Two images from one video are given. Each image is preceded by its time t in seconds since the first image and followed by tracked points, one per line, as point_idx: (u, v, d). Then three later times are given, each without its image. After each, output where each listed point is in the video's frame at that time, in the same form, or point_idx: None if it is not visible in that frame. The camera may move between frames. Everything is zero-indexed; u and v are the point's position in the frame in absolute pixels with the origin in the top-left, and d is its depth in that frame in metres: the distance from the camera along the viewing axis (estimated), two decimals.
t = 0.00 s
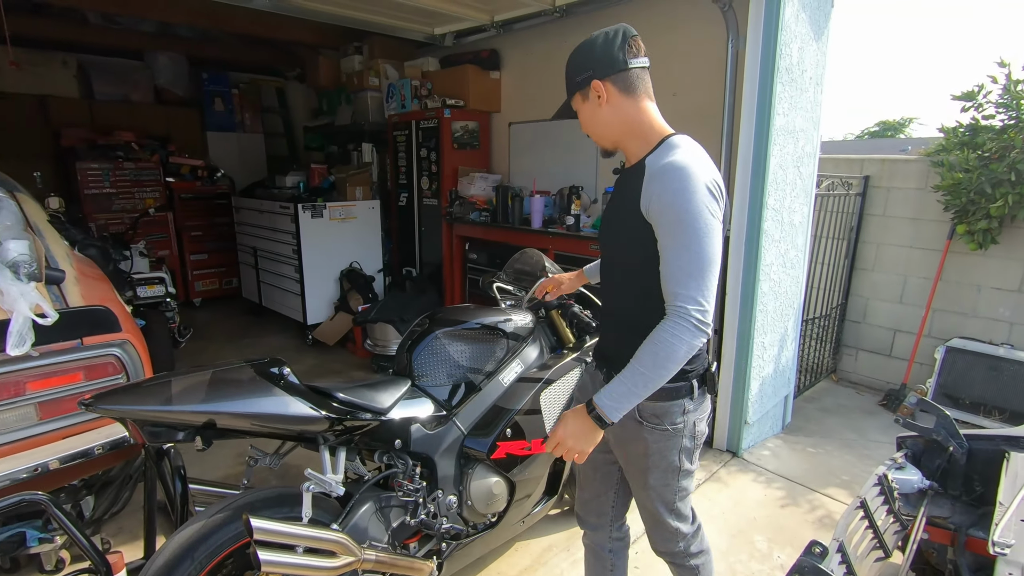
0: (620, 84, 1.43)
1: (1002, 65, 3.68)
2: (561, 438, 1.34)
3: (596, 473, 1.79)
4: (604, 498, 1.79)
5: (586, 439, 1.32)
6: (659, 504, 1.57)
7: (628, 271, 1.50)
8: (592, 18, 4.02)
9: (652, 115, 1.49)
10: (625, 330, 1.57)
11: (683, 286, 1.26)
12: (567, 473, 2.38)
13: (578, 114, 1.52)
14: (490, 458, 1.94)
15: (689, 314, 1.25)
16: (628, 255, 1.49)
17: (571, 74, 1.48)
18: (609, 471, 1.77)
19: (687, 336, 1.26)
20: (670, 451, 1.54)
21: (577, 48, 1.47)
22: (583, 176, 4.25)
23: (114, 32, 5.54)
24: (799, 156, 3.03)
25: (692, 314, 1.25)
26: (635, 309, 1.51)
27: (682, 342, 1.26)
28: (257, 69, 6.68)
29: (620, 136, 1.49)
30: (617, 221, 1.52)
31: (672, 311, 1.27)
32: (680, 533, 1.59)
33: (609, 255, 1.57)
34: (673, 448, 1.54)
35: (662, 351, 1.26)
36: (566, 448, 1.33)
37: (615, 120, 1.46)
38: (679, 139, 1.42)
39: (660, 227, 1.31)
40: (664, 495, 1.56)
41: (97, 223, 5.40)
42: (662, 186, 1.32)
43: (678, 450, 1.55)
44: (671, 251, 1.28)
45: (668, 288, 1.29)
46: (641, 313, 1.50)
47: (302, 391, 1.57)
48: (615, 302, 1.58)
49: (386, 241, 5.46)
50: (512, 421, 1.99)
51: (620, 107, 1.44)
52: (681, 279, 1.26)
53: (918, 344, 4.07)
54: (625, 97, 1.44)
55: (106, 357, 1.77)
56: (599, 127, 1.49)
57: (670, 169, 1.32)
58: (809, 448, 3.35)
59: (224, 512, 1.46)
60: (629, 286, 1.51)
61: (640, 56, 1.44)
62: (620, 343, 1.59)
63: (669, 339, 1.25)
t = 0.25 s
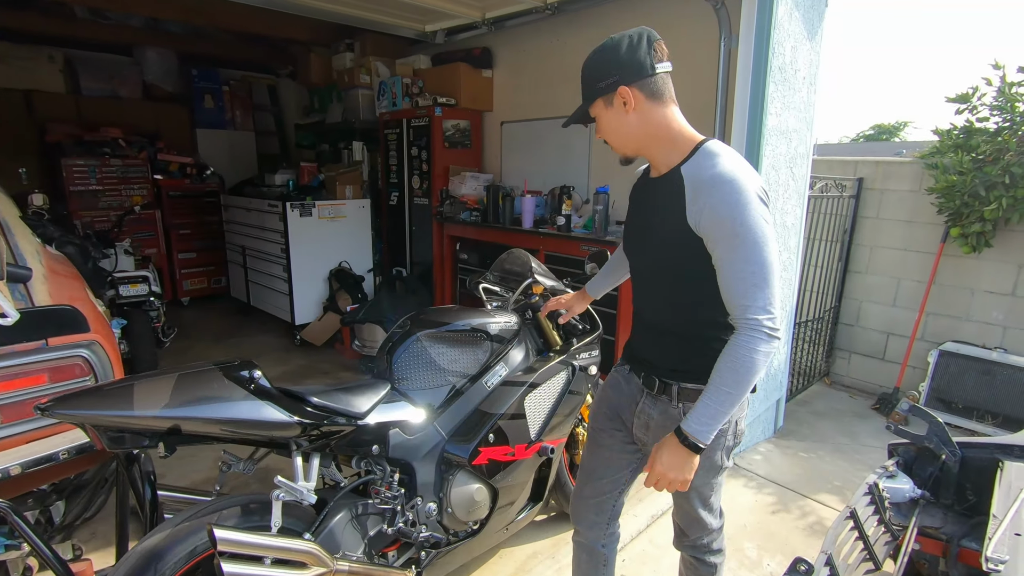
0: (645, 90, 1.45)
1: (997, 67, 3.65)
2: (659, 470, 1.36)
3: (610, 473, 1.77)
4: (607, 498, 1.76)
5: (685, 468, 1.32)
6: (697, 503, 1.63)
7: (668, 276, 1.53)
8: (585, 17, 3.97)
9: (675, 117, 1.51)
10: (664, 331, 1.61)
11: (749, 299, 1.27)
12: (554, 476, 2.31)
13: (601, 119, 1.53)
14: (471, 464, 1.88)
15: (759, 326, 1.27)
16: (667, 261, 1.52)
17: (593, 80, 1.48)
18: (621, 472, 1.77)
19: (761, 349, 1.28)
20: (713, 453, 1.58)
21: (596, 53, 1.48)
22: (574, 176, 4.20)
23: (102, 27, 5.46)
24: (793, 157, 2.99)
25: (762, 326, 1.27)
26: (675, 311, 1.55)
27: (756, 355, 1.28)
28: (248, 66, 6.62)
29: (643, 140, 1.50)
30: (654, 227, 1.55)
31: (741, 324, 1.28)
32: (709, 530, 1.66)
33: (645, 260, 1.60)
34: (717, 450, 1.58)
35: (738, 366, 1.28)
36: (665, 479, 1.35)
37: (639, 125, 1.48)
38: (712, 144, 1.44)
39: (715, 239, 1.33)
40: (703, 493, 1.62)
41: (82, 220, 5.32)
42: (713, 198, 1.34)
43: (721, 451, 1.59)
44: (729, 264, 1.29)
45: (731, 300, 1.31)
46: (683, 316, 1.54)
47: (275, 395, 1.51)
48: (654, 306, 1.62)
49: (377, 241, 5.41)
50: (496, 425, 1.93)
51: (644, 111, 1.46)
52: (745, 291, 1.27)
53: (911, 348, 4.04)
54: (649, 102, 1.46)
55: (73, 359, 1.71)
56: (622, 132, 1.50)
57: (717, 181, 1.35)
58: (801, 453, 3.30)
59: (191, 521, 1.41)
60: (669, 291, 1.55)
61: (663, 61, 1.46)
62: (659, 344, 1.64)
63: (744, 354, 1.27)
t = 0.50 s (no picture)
0: (671, 88, 1.44)
1: (991, 73, 3.62)
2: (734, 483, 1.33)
3: (608, 486, 1.73)
4: (608, 512, 1.73)
5: (758, 479, 1.31)
6: (693, 514, 1.57)
7: (675, 280, 1.49)
8: (576, 19, 3.92)
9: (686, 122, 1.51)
10: (664, 337, 1.56)
11: (792, 301, 1.25)
12: (535, 488, 2.25)
13: (621, 114, 1.44)
14: (445, 477, 1.83)
15: (805, 326, 1.25)
16: (674, 265, 1.48)
17: (621, 70, 1.40)
18: (621, 485, 1.73)
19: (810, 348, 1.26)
20: (713, 462, 1.53)
21: (619, 46, 1.42)
22: (565, 179, 4.15)
23: (91, 26, 5.42)
24: (783, 161, 2.94)
25: (809, 326, 1.25)
26: (679, 316, 1.51)
27: (806, 355, 1.26)
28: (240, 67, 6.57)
29: (663, 140, 1.45)
30: (658, 231, 1.51)
31: (787, 326, 1.27)
32: (701, 544, 1.60)
33: (648, 264, 1.56)
34: (716, 459, 1.54)
35: (791, 367, 1.27)
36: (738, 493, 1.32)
37: (662, 123, 1.44)
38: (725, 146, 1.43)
39: (748, 243, 1.31)
40: (699, 504, 1.57)
41: (69, 221, 5.26)
42: (742, 202, 1.32)
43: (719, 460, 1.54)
44: (766, 267, 1.27)
45: (771, 303, 1.29)
46: (686, 321, 1.49)
47: (235, 407, 1.46)
48: (656, 311, 1.57)
49: (367, 244, 5.36)
50: (471, 436, 1.88)
51: (670, 110, 1.44)
52: (787, 293, 1.25)
53: (904, 355, 3.99)
54: (672, 101, 1.45)
55: (32, 366, 1.64)
56: (645, 128, 1.44)
57: (741, 184, 1.33)
58: (791, 462, 3.25)
59: (145, 537, 1.35)
60: (676, 295, 1.50)
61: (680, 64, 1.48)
62: (660, 351, 1.58)
63: (795, 355, 1.26)
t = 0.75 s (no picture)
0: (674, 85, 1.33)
1: (996, 75, 3.52)
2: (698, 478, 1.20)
3: (577, 493, 1.53)
4: (568, 522, 1.52)
5: (726, 479, 1.19)
6: (677, 528, 1.44)
7: (666, 281, 1.35)
8: (571, 18, 3.87)
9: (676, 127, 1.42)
10: (654, 344, 1.42)
11: (783, 303, 1.16)
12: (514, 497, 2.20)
13: (623, 102, 1.29)
14: (413, 486, 1.78)
15: (795, 331, 1.16)
16: (666, 265, 1.34)
17: (628, 55, 1.27)
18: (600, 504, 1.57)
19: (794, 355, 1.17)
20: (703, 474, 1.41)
21: (625, 32, 1.29)
22: (559, 181, 4.09)
23: (90, 25, 5.42)
24: (778, 164, 2.86)
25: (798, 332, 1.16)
26: (670, 320, 1.37)
27: (791, 362, 1.17)
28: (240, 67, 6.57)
29: (662, 138, 1.33)
30: (649, 228, 1.37)
31: (774, 330, 1.17)
32: (683, 560, 1.47)
33: (637, 263, 1.42)
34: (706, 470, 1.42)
35: (776, 371, 1.17)
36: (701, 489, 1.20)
37: (662, 119, 1.32)
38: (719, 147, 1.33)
39: (740, 243, 1.21)
40: (685, 517, 1.44)
41: (64, 220, 5.25)
42: (736, 200, 1.22)
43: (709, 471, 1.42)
44: (759, 267, 1.18)
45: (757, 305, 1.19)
46: (679, 325, 1.36)
47: (188, 413, 1.41)
48: (644, 315, 1.43)
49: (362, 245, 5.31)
50: (442, 446, 1.83)
51: (672, 108, 1.33)
52: (779, 296, 1.16)
53: (905, 364, 3.89)
54: (673, 99, 1.34)
55: None
56: (646, 123, 1.30)
57: (735, 182, 1.24)
58: (786, 473, 3.16)
59: (91, 548, 1.30)
60: (666, 298, 1.36)
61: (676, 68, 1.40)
62: (649, 357, 1.43)
63: (782, 362, 1.16)
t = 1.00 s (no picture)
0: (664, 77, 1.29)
1: (1011, 75, 3.42)
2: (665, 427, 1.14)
3: (569, 507, 1.47)
4: (563, 539, 1.46)
5: (699, 434, 1.11)
6: (667, 537, 1.36)
7: (654, 280, 1.28)
8: (574, 14, 3.81)
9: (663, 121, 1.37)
10: (639, 345, 1.35)
11: (785, 277, 1.08)
12: (500, 501, 2.15)
13: (612, 89, 1.23)
14: (392, 488, 1.74)
15: (806, 303, 1.06)
16: (654, 262, 1.27)
17: (619, 41, 1.22)
18: (591, 513, 1.49)
19: (809, 328, 1.06)
20: (694, 480, 1.33)
21: (617, 20, 1.24)
22: (559, 179, 4.04)
23: (97, 21, 5.45)
24: (780, 163, 2.79)
25: (810, 303, 1.07)
26: (658, 321, 1.30)
27: (805, 335, 1.06)
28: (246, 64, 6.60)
29: (649, 128, 1.27)
30: (635, 225, 1.30)
31: (781, 305, 1.08)
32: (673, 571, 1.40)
33: (623, 262, 1.35)
34: (697, 476, 1.33)
35: (782, 346, 1.07)
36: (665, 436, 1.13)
37: (649, 109, 1.27)
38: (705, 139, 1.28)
39: (728, 224, 1.15)
40: (677, 526, 1.36)
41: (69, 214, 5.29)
42: (718, 184, 1.17)
43: (700, 477, 1.34)
44: (751, 246, 1.11)
45: (758, 283, 1.11)
46: (668, 325, 1.29)
47: (157, 409, 1.38)
48: (630, 316, 1.35)
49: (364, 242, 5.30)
50: (423, 447, 1.79)
51: (660, 99, 1.28)
52: (778, 270, 1.08)
53: (912, 370, 3.78)
54: (662, 91, 1.30)
55: None
56: (634, 111, 1.25)
57: (717, 168, 1.19)
58: (786, 480, 3.08)
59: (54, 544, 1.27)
60: (654, 297, 1.29)
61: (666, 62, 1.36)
62: (636, 359, 1.36)
63: (791, 336, 1.06)
